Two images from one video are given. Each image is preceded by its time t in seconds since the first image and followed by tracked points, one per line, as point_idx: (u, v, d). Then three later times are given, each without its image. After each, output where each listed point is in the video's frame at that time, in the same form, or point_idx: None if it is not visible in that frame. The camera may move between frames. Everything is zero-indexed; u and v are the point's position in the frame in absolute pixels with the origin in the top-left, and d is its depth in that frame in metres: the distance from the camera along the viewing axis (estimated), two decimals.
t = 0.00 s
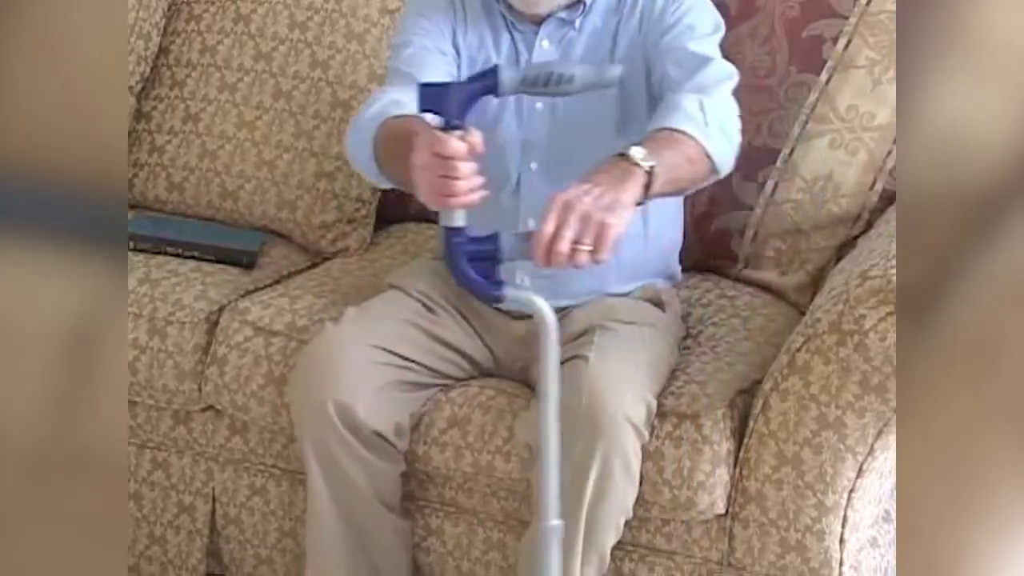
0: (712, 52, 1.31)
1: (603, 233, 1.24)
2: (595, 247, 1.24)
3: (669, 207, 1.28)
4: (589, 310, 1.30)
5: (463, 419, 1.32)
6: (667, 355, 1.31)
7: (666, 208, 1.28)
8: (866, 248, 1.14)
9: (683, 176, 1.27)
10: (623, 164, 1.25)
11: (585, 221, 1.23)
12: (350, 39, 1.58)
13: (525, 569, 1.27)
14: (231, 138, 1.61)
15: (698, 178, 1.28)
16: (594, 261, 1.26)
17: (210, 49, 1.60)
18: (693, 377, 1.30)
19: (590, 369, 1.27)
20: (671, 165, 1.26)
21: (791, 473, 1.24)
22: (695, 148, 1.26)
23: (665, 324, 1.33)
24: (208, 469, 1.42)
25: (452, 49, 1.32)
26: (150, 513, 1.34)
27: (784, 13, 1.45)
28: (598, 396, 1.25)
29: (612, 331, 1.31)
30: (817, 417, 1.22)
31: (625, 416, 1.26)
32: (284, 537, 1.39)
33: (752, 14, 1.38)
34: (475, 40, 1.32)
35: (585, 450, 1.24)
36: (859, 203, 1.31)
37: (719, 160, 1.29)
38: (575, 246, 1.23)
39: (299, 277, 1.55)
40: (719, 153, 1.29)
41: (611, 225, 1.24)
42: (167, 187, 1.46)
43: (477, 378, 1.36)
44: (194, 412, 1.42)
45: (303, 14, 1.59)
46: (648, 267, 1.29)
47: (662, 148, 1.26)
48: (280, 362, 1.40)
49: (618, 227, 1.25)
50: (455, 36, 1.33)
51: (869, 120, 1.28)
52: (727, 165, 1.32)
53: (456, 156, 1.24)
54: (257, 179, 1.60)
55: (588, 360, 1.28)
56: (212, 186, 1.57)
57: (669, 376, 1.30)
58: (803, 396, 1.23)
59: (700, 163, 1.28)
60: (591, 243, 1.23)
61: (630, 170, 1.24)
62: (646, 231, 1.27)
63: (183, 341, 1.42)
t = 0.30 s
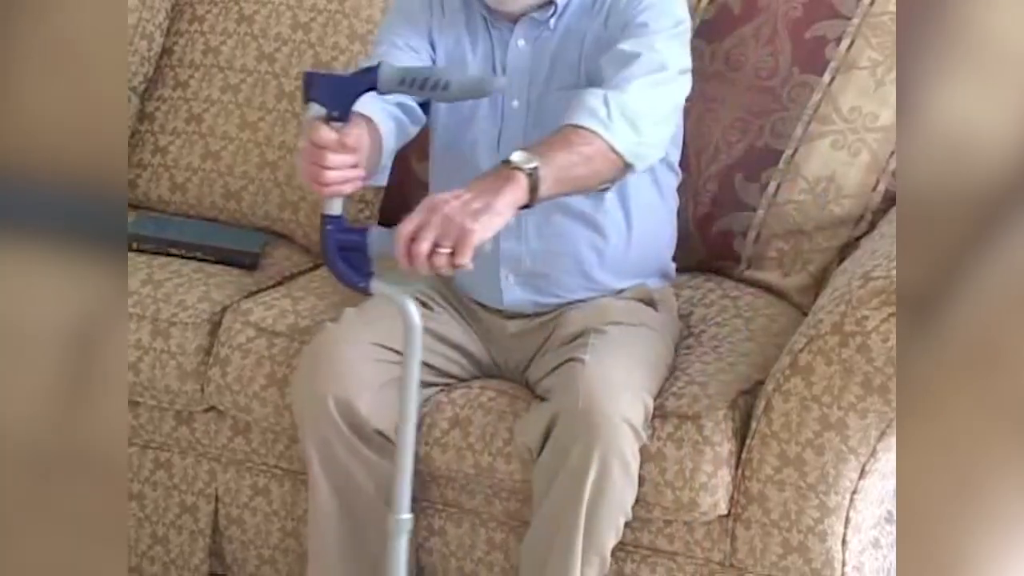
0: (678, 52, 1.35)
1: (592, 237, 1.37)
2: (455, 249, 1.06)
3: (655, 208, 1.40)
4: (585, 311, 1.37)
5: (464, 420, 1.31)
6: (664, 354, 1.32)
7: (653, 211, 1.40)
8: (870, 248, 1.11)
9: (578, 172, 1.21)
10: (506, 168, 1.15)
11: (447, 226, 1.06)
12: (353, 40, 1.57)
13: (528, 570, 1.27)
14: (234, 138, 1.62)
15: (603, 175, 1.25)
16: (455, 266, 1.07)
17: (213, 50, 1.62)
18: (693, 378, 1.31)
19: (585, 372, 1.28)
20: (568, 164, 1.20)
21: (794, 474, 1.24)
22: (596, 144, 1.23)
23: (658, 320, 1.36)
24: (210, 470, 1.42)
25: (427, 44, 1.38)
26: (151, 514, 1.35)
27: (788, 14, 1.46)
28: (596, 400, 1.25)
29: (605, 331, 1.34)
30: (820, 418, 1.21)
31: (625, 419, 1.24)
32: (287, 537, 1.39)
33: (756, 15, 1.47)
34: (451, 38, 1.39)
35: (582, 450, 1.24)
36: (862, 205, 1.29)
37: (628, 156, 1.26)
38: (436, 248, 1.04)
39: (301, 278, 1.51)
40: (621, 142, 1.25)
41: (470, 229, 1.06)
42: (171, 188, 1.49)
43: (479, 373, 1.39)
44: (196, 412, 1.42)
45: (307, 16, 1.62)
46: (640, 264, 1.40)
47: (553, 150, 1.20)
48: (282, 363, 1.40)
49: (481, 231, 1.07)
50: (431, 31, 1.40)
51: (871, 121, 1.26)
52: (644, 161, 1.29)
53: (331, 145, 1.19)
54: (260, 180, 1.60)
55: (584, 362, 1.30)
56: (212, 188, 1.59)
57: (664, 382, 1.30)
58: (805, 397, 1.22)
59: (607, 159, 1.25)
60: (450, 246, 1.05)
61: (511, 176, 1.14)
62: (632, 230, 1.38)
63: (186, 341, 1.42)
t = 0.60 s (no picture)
0: (666, 59, 1.34)
1: (590, 238, 1.38)
2: (407, 268, 1.07)
3: (654, 210, 1.41)
4: (587, 311, 1.37)
5: (471, 420, 1.31)
6: (669, 353, 1.33)
7: (652, 212, 1.41)
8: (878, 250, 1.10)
9: (541, 189, 1.20)
10: (467, 187, 1.17)
11: (400, 245, 1.07)
12: (360, 39, 1.61)
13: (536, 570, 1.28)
14: (243, 138, 1.60)
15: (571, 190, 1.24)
16: (409, 284, 1.09)
17: (222, 50, 1.62)
18: (701, 379, 1.31)
19: (590, 371, 1.28)
20: (529, 182, 1.20)
21: (801, 474, 1.24)
22: (563, 159, 1.23)
23: (660, 320, 1.37)
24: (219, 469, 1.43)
25: (421, 48, 1.37)
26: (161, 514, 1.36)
27: (797, 14, 1.45)
28: (602, 400, 1.25)
29: (609, 331, 1.34)
30: (827, 418, 1.20)
31: (632, 419, 1.24)
32: (295, 536, 1.39)
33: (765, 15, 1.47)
34: (441, 42, 1.38)
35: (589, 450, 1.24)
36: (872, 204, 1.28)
37: (598, 169, 1.26)
38: (390, 266, 1.05)
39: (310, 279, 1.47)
40: (589, 156, 1.24)
41: (424, 251, 1.08)
42: (179, 186, 1.52)
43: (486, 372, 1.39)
44: (204, 412, 1.42)
45: (314, 16, 1.64)
46: (642, 264, 1.41)
47: (515, 166, 1.19)
48: (290, 363, 1.39)
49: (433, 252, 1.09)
50: (425, 34, 1.38)
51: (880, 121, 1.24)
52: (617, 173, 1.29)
53: (288, 162, 1.12)
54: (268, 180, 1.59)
55: (589, 361, 1.30)
56: (222, 189, 1.56)
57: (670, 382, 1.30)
58: (813, 397, 1.22)
59: (574, 174, 1.24)
60: (404, 266, 1.07)
61: (471, 197, 1.16)
62: (630, 230, 1.39)
63: (194, 342, 1.42)
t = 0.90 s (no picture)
0: (667, 61, 1.36)
1: (596, 239, 1.38)
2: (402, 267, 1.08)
3: (657, 208, 1.42)
4: (597, 311, 1.38)
5: (480, 420, 1.31)
6: (677, 352, 1.33)
7: (654, 211, 1.42)
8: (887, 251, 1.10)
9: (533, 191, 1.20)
10: (460, 185, 1.16)
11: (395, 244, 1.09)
12: (369, 39, 1.61)
13: (543, 570, 1.27)
14: (251, 138, 1.60)
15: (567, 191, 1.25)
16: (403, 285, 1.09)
17: (231, 50, 1.61)
18: (709, 379, 1.31)
19: (599, 372, 1.28)
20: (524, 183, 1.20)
21: (810, 475, 1.24)
22: (558, 160, 1.23)
23: (667, 319, 1.37)
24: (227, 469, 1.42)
25: (424, 51, 1.36)
26: (169, 513, 1.35)
27: (807, 14, 1.44)
28: (611, 399, 1.25)
29: (617, 331, 1.35)
30: (837, 419, 1.20)
31: (641, 419, 1.24)
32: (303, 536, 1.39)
33: (774, 16, 1.47)
34: (443, 47, 1.37)
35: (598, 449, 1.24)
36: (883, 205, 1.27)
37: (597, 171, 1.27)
38: (382, 266, 1.07)
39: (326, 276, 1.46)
40: (587, 158, 1.25)
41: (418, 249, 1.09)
42: (189, 187, 1.54)
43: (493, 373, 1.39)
44: (212, 412, 1.42)
45: (324, 16, 1.65)
46: (646, 263, 1.42)
47: (510, 167, 1.20)
48: (297, 362, 1.42)
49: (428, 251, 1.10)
50: (427, 37, 1.37)
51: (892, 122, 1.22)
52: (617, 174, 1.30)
53: (282, 167, 1.15)
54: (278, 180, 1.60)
55: (597, 362, 1.30)
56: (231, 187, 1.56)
57: (679, 382, 1.30)
58: (821, 398, 1.22)
59: (570, 176, 1.24)
60: (397, 264, 1.08)
61: (464, 194, 1.16)
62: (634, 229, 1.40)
63: (203, 342, 1.43)
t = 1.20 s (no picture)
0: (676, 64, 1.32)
1: (603, 240, 1.38)
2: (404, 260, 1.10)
3: (665, 209, 1.41)
4: (606, 312, 1.37)
5: (487, 421, 1.31)
6: (685, 353, 1.33)
7: (662, 212, 1.41)
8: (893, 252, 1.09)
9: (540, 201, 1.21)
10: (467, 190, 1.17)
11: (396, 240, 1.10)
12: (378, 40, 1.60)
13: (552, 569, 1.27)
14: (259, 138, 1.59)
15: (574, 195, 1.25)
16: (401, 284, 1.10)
17: (240, 50, 1.63)
18: (718, 379, 1.31)
19: (606, 374, 1.28)
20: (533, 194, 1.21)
21: (818, 476, 1.23)
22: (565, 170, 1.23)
23: (675, 319, 1.37)
24: (235, 468, 1.43)
25: (429, 55, 1.38)
26: (177, 512, 1.38)
27: (816, 15, 1.44)
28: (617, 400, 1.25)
29: (625, 333, 1.34)
30: (845, 420, 1.18)
31: (647, 420, 1.24)
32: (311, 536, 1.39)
33: (783, 16, 1.46)
34: (449, 50, 1.39)
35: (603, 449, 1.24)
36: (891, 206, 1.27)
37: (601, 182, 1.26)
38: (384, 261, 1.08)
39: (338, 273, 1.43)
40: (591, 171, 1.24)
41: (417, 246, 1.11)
42: (196, 186, 1.55)
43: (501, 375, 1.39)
44: (220, 412, 1.42)
45: (333, 16, 1.64)
46: (653, 265, 1.41)
47: (515, 173, 1.20)
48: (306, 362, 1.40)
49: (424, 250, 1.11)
50: (433, 42, 1.39)
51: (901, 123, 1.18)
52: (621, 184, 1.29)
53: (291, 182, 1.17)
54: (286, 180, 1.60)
55: (604, 365, 1.30)
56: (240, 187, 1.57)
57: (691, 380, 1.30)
58: (830, 399, 1.22)
59: (575, 184, 1.24)
60: (398, 260, 1.10)
61: (466, 198, 1.17)
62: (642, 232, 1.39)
63: (211, 341, 1.43)
